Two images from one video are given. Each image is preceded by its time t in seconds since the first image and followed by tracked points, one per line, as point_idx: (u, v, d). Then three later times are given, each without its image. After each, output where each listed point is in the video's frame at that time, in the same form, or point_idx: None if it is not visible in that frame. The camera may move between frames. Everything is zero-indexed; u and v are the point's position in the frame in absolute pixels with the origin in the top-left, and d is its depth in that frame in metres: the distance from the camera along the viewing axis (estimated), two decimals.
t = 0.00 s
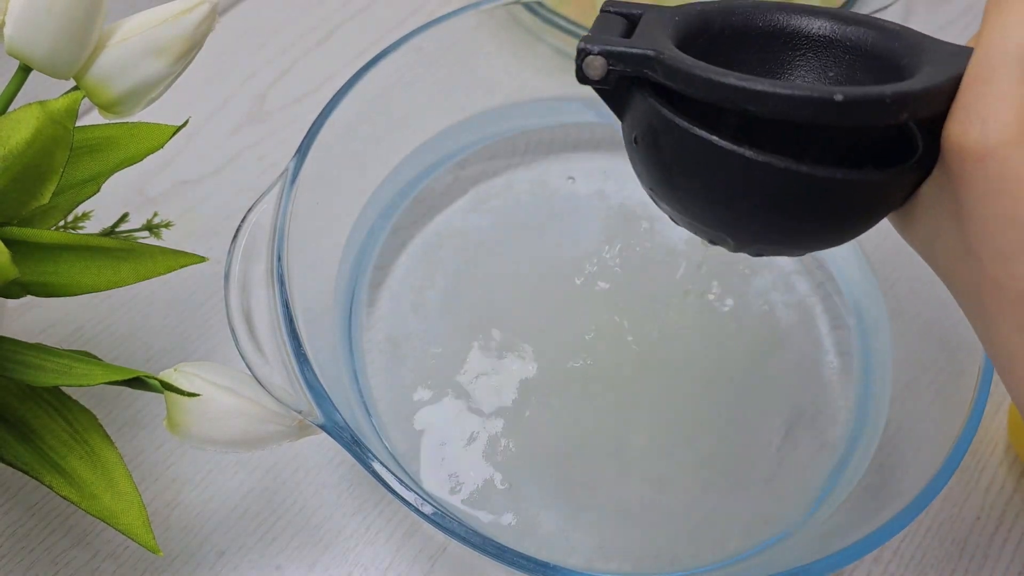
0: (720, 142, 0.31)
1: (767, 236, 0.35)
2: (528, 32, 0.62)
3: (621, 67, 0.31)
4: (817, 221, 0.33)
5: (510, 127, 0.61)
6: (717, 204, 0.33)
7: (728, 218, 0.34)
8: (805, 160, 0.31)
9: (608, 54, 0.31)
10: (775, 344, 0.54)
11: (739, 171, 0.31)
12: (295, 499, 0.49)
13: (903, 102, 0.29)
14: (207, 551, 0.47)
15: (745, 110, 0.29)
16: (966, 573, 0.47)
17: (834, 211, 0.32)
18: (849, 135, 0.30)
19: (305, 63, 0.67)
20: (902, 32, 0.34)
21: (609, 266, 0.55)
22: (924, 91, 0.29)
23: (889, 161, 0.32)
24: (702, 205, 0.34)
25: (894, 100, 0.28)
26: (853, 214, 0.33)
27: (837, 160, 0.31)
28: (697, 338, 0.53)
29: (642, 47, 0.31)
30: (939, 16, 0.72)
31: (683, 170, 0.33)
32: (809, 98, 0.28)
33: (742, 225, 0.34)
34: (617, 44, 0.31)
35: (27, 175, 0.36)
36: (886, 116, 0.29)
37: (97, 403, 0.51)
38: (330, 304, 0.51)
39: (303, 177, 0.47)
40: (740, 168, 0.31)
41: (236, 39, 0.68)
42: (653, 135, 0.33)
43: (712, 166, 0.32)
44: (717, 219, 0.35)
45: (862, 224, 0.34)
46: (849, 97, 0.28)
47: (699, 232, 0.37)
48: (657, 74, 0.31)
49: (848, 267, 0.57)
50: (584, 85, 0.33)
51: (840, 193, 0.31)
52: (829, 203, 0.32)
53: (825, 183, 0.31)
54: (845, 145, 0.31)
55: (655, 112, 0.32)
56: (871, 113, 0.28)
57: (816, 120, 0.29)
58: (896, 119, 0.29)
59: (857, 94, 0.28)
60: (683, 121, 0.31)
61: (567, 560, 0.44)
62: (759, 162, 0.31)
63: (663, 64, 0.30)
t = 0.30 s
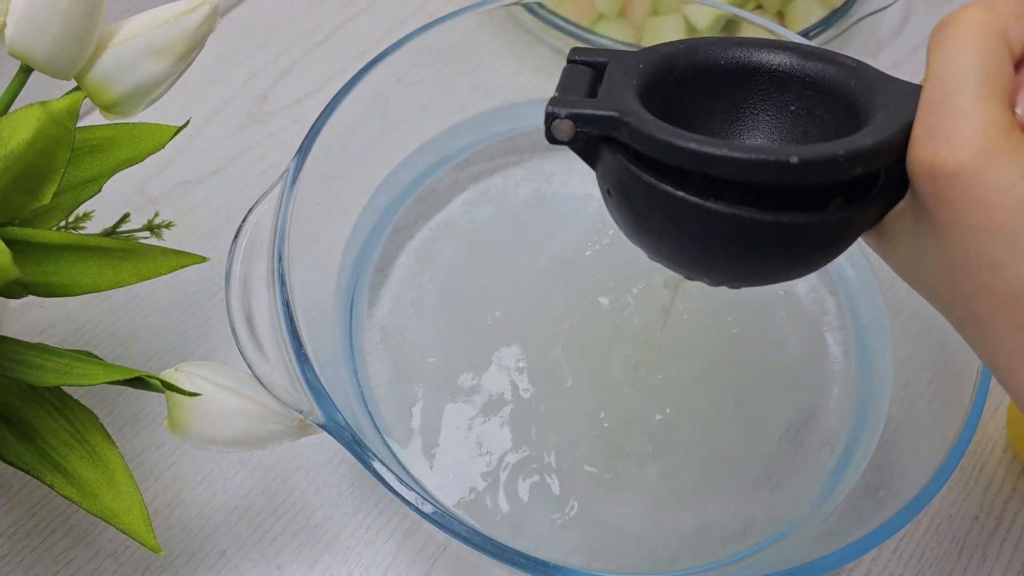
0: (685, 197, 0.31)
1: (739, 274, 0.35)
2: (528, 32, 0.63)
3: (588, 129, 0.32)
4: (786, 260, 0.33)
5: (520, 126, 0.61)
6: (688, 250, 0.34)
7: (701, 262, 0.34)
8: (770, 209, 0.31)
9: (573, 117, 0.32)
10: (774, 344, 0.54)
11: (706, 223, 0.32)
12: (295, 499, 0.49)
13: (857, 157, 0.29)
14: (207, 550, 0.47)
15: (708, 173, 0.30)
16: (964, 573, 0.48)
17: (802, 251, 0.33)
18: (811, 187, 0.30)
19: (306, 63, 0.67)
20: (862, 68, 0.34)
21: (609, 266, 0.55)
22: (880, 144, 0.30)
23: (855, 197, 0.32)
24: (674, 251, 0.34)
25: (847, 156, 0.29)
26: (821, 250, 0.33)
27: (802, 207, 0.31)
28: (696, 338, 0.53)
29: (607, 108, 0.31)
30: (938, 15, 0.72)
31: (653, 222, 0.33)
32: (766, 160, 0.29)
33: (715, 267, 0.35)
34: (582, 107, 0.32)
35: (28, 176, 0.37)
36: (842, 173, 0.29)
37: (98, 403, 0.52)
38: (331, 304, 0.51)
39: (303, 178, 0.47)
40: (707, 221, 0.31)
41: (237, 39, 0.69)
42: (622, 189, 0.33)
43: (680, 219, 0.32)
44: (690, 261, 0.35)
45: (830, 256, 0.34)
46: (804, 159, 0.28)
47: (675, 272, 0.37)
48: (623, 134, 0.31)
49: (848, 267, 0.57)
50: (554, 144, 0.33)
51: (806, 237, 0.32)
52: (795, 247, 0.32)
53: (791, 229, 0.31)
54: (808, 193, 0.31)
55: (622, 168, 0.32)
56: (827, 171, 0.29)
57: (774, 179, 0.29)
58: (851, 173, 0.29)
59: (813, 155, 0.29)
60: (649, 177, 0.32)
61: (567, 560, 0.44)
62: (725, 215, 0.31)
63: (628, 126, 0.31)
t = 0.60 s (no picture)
0: (669, 190, 0.31)
1: (720, 266, 0.35)
2: (529, 33, 0.63)
3: (570, 121, 0.31)
4: (769, 251, 0.33)
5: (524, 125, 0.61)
6: (671, 242, 0.34)
7: (683, 254, 0.34)
8: (755, 202, 0.31)
9: (555, 109, 0.31)
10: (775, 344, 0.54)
11: (691, 216, 0.32)
12: (295, 498, 0.49)
13: (841, 154, 0.29)
14: (207, 550, 0.47)
15: (691, 168, 0.30)
16: (965, 573, 0.48)
17: (784, 243, 0.33)
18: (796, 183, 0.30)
19: (306, 63, 0.67)
20: (844, 61, 0.34)
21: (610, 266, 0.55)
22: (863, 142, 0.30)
23: (838, 190, 0.32)
24: (656, 243, 0.34)
25: (832, 153, 0.29)
26: (802, 242, 0.33)
27: (787, 200, 0.31)
28: (697, 339, 0.53)
29: (589, 100, 0.31)
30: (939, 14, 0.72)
31: (636, 215, 0.33)
32: (751, 157, 0.29)
33: (697, 259, 0.35)
34: (564, 98, 0.31)
35: (29, 176, 0.37)
36: (827, 170, 0.29)
37: (98, 403, 0.52)
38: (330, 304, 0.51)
39: (303, 178, 0.47)
40: (691, 215, 0.31)
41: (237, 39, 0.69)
42: (604, 182, 0.33)
43: (664, 213, 0.32)
44: (672, 254, 0.35)
45: (811, 248, 0.34)
46: (790, 156, 0.29)
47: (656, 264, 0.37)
48: (606, 128, 0.31)
49: (847, 267, 0.57)
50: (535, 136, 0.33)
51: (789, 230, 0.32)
52: (779, 239, 0.32)
53: (775, 222, 0.31)
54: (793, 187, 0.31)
55: (606, 162, 0.32)
56: (812, 167, 0.29)
57: (760, 174, 0.29)
58: (836, 169, 0.30)
59: (799, 152, 0.29)
60: (633, 171, 0.31)
61: (567, 560, 0.44)
62: (710, 208, 0.31)
63: (611, 119, 0.30)
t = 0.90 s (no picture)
0: (670, 199, 0.31)
1: (721, 273, 0.35)
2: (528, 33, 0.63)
3: (571, 132, 0.31)
4: (769, 259, 0.33)
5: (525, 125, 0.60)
6: (672, 250, 0.34)
7: (684, 261, 0.35)
8: (754, 211, 0.31)
9: (557, 121, 0.31)
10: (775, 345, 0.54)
11: (691, 225, 0.32)
12: (295, 498, 0.49)
13: (836, 165, 0.30)
14: (207, 550, 0.47)
15: (691, 180, 0.30)
16: (964, 573, 0.48)
17: (784, 250, 0.33)
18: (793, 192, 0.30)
19: (306, 63, 0.67)
20: (839, 71, 0.34)
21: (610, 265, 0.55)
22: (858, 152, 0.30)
23: (838, 197, 0.32)
24: (658, 251, 0.34)
25: (827, 164, 0.29)
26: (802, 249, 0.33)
27: (786, 209, 0.31)
28: (697, 340, 0.53)
29: (590, 112, 0.31)
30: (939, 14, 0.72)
31: (636, 224, 0.33)
32: (748, 168, 0.29)
33: (697, 267, 0.35)
34: (564, 110, 0.31)
35: (29, 175, 0.37)
36: (822, 180, 0.30)
37: (98, 403, 0.52)
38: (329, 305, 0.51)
39: (303, 178, 0.47)
40: (691, 223, 0.31)
41: (237, 39, 0.69)
42: (606, 191, 0.33)
43: (665, 221, 0.32)
44: (673, 261, 0.35)
45: (811, 254, 0.34)
46: (786, 168, 0.29)
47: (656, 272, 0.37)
48: (606, 139, 0.31)
49: (847, 267, 0.57)
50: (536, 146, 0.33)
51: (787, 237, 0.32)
52: (778, 247, 0.32)
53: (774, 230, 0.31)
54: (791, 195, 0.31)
55: (607, 172, 0.32)
56: (808, 177, 0.29)
57: (757, 185, 0.29)
58: (831, 179, 0.30)
59: (795, 163, 0.29)
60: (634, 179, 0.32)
61: (566, 560, 0.44)
62: (709, 216, 0.31)
63: (611, 131, 0.31)
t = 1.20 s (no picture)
0: (684, 163, 0.30)
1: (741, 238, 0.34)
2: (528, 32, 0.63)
3: (575, 98, 0.30)
4: (791, 221, 0.32)
5: (525, 125, 0.60)
6: (689, 218, 0.33)
7: (702, 227, 0.33)
8: (772, 172, 0.30)
9: (560, 87, 0.30)
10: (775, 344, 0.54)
11: (707, 189, 0.30)
12: (295, 499, 0.49)
13: (861, 116, 0.28)
14: (207, 550, 0.47)
15: (705, 141, 0.28)
16: (965, 573, 0.48)
17: (805, 211, 0.32)
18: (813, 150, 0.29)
19: (306, 63, 0.67)
20: (861, 12, 0.32)
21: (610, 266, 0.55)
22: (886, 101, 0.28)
23: (860, 153, 0.31)
24: (674, 219, 0.33)
25: (852, 116, 0.28)
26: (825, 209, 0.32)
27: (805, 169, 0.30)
28: (697, 340, 0.53)
29: (595, 74, 0.30)
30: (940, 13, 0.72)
31: (654, 191, 0.32)
32: (766, 125, 0.27)
33: (716, 233, 0.34)
34: (567, 75, 0.30)
35: (29, 175, 0.37)
36: (847, 134, 0.28)
37: (98, 403, 0.52)
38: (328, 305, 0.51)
39: (303, 178, 0.47)
40: (707, 187, 0.30)
41: (237, 39, 0.68)
42: (616, 158, 0.32)
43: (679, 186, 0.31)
44: (690, 229, 0.34)
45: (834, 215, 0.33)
46: (806, 123, 0.27)
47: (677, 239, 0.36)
48: (614, 103, 0.30)
49: (848, 267, 0.57)
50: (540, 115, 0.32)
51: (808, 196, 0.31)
52: (800, 208, 0.31)
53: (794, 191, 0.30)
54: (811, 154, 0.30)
55: (616, 137, 0.31)
56: (830, 134, 0.28)
57: (775, 144, 0.28)
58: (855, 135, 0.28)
59: (815, 118, 0.27)
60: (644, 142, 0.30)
61: (567, 560, 0.44)
62: (726, 178, 0.30)
63: (619, 94, 0.29)
